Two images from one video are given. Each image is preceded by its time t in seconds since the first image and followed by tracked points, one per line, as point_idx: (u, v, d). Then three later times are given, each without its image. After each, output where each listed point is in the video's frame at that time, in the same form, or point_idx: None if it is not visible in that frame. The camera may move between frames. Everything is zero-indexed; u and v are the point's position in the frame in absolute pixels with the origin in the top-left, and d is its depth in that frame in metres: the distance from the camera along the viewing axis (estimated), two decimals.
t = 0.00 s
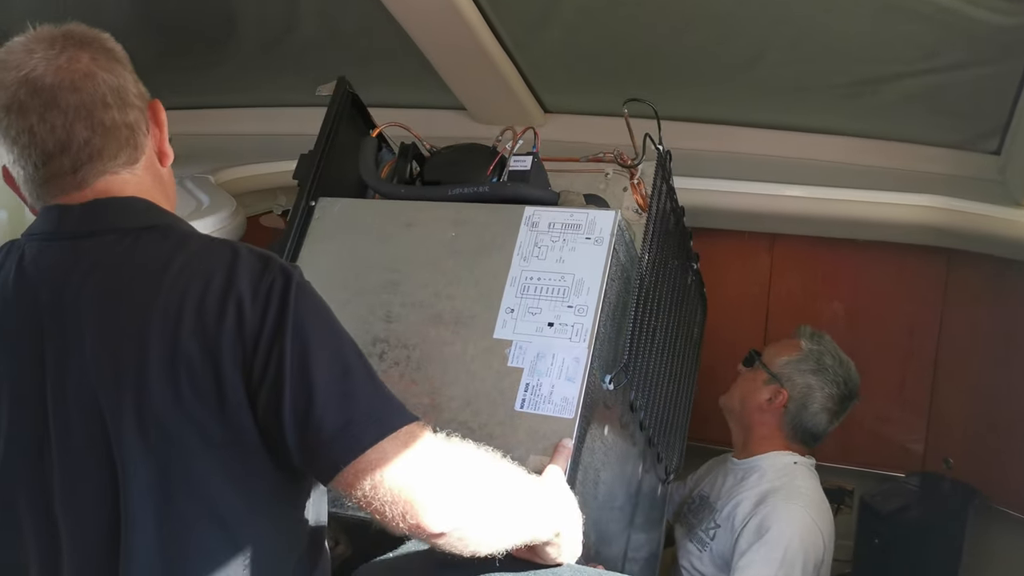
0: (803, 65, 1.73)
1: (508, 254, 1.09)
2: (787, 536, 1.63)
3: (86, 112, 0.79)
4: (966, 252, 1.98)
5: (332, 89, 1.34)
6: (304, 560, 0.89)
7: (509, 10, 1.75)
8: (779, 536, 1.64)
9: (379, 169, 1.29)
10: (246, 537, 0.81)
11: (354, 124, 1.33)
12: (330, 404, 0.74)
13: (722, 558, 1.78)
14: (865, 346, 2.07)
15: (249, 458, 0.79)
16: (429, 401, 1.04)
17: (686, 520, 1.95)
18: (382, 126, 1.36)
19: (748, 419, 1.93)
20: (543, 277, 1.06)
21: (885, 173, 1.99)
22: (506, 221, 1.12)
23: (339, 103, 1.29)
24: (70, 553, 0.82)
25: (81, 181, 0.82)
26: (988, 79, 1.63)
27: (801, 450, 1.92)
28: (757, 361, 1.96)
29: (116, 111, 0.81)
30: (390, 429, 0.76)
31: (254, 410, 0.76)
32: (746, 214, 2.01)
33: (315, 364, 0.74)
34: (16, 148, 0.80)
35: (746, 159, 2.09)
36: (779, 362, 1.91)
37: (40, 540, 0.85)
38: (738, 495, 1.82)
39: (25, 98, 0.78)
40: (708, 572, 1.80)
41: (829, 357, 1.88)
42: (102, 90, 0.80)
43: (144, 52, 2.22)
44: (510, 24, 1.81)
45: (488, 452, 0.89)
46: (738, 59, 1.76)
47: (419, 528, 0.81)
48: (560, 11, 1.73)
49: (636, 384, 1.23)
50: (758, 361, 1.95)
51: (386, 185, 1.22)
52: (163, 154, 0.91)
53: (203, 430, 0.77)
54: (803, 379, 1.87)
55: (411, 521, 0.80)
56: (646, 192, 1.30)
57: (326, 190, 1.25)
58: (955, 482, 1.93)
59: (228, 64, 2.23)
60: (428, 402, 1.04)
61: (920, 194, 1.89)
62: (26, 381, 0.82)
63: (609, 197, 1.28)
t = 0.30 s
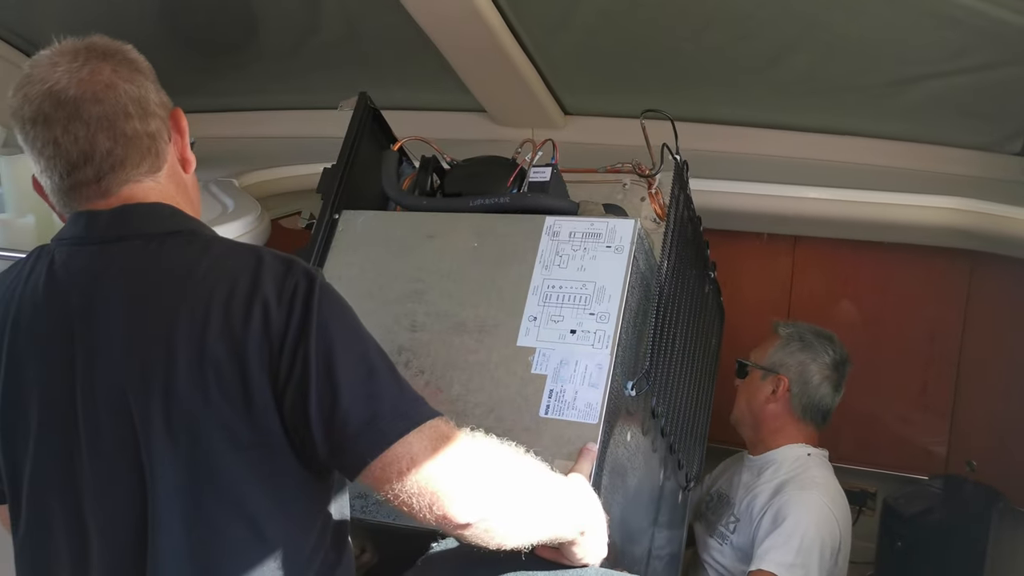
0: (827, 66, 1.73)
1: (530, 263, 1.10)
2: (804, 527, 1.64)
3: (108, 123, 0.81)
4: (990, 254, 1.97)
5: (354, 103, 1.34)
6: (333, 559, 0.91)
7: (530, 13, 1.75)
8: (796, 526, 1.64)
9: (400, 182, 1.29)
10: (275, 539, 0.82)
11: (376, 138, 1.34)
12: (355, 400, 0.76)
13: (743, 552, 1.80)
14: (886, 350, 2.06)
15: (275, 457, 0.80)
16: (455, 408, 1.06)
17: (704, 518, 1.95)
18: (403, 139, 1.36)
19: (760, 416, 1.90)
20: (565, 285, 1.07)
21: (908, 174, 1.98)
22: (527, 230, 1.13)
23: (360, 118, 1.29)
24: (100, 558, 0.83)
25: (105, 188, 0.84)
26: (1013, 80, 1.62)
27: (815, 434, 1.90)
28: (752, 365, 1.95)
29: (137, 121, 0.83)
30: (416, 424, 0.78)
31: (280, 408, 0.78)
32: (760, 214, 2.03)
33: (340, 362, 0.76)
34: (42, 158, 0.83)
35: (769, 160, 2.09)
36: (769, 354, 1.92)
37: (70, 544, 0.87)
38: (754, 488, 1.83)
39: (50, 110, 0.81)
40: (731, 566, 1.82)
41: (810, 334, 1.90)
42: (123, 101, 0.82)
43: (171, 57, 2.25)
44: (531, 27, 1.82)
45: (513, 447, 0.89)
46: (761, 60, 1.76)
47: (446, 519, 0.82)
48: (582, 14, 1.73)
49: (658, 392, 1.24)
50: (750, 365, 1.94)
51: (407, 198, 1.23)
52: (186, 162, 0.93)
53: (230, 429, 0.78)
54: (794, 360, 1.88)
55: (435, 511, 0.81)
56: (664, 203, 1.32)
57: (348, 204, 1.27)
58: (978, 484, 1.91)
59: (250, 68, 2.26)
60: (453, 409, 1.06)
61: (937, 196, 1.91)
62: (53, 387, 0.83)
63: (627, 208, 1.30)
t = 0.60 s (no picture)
0: (838, 69, 1.73)
1: (544, 271, 1.12)
2: (819, 518, 1.65)
3: (143, 136, 0.81)
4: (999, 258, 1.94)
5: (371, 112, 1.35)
6: (353, 565, 0.93)
7: (542, 16, 1.75)
8: (811, 519, 1.66)
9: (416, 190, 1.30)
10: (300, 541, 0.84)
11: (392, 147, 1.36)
12: (391, 413, 0.77)
13: (756, 545, 1.80)
14: (895, 352, 2.08)
15: (310, 466, 0.82)
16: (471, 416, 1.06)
17: (710, 511, 1.94)
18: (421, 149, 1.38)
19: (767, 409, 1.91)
20: (580, 293, 1.08)
21: (917, 177, 2.00)
22: (543, 238, 1.14)
23: (377, 127, 1.31)
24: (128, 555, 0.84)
25: (139, 197, 0.85)
26: None
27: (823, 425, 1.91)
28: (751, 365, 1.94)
29: (173, 136, 0.82)
30: (452, 436, 0.80)
31: (316, 420, 0.79)
32: (773, 215, 2.01)
33: (376, 376, 0.77)
34: (87, 157, 0.85)
35: (778, 163, 2.10)
36: (771, 353, 1.91)
37: (96, 544, 0.88)
38: (766, 483, 1.83)
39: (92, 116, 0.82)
40: (741, 559, 1.83)
41: (807, 329, 1.90)
42: (160, 115, 0.81)
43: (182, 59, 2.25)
44: (542, 29, 1.81)
45: (546, 459, 0.93)
46: (772, 62, 1.76)
47: (481, 533, 0.85)
48: (593, 16, 1.72)
49: (669, 398, 1.24)
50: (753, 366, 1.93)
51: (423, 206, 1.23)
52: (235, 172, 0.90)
53: (265, 440, 0.79)
54: (795, 353, 1.88)
55: (470, 523, 0.84)
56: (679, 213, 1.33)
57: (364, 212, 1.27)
58: (988, 485, 1.91)
59: (260, 70, 2.26)
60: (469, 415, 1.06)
61: (948, 198, 1.88)
62: (89, 393, 0.84)
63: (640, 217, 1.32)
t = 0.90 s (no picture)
0: (847, 60, 1.72)
1: (567, 271, 1.16)
2: (833, 516, 1.66)
3: (170, 138, 0.83)
4: (1008, 247, 1.91)
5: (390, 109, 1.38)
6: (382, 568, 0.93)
7: (548, 11, 1.74)
8: (825, 517, 1.66)
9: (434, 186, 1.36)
10: (329, 543, 0.85)
11: (410, 143, 1.39)
12: (430, 419, 0.79)
13: (768, 544, 1.79)
14: (907, 351, 2.08)
15: (343, 470, 0.83)
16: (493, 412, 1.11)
17: (718, 507, 1.93)
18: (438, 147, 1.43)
19: (787, 407, 1.90)
20: (603, 294, 1.13)
21: (924, 166, 2.01)
22: (567, 238, 1.19)
23: (396, 124, 1.34)
24: (158, 552, 0.85)
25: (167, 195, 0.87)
26: None
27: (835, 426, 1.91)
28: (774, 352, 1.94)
29: (199, 140, 0.83)
30: (488, 442, 0.81)
31: (352, 425, 0.80)
32: (784, 209, 1.99)
33: (414, 383, 0.78)
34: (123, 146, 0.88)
35: (786, 153, 2.11)
36: (803, 348, 1.90)
37: (118, 546, 0.88)
38: (777, 479, 1.83)
39: (129, 113, 0.84)
40: (753, 557, 1.81)
41: (845, 334, 1.90)
42: (187, 119, 0.82)
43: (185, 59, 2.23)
44: (548, 24, 1.80)
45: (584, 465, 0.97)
46: (781, 54, 1.75)
47: (523, 541, 0.89)
48: (600, 10, 1.71)
49: (689, 400, 1.27)
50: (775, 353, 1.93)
51: (444, 203, 1.29)
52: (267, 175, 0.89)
53: (298, 446, 0.80)
54: (832, 356, 1.88)
55: (513, 531, 0.87)
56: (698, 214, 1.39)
57: (383, 207, 1.31)
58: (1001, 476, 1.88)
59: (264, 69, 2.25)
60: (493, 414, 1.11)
61: (958, 186, 1.87)
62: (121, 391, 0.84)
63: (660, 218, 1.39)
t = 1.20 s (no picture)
0: (851, 59, 1.72)
1: (579, 273, 1.19)
2: (843, 521, 1.67)
3: (202, 138, 0.84)
4: (1013, 247, 1.91)
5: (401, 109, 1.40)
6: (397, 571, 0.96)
7: (552, 10, 1.73)
8: (836, 521, 1.67)
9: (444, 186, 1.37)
10: (344, 542, 0.87)
11: (421, 145, 1.41)
12: (454, 426, 0.80)
13: (777, 546, 1.79)
14: (910, 352, 2.08)
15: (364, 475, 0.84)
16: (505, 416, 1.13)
17: (726, 505, 1.92)
18: (449, 148, 1.45)
19: (813, 413, 1.88)
20: (614, 297, 1.16)
21: (927, 165, 2.01)
22: (578, 240, 1.22)
23: (408, 126, 1.36)
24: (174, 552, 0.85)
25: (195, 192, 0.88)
26: None
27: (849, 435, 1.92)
28: (815, 354, 1.91)
29: (229, 143, 0.84)
30: (513, 445, 0.83)
31: (375, 430, 0.82)
32: (788, 209, 1.99)
33: (437, 391, 0.79)
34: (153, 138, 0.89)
35: (789, 152, 2.11)
36: (845, 363, 1.89)
37: (136, 545, 0.88)
38: (788, 481, 1.83)
39: (163, 107, 0.85)
40: (760, 559, 1.81)
41: (886, 355, 1.91)
42: (219, 121, 0.83)
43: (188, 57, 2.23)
44: (551, 22, 1.80)
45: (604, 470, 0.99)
46: (785, 53, 1.75)
47: (550, 546, 0.91)
48: (603, 9, 1.71)
49: (698, 403, 1.29)
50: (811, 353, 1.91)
51: (456, 206, 1.31)
52: (296, 180, 0.90)
53: (317, 453, 0.81)
54: (869, 377, 1.90)
55: (539, 537, 0.89)
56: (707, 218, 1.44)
57: (394, 207, 1.33)
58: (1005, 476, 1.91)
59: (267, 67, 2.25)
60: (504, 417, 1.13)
61: (961, 186, 1.88)
62: (141, 393, 0.85)
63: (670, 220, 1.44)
